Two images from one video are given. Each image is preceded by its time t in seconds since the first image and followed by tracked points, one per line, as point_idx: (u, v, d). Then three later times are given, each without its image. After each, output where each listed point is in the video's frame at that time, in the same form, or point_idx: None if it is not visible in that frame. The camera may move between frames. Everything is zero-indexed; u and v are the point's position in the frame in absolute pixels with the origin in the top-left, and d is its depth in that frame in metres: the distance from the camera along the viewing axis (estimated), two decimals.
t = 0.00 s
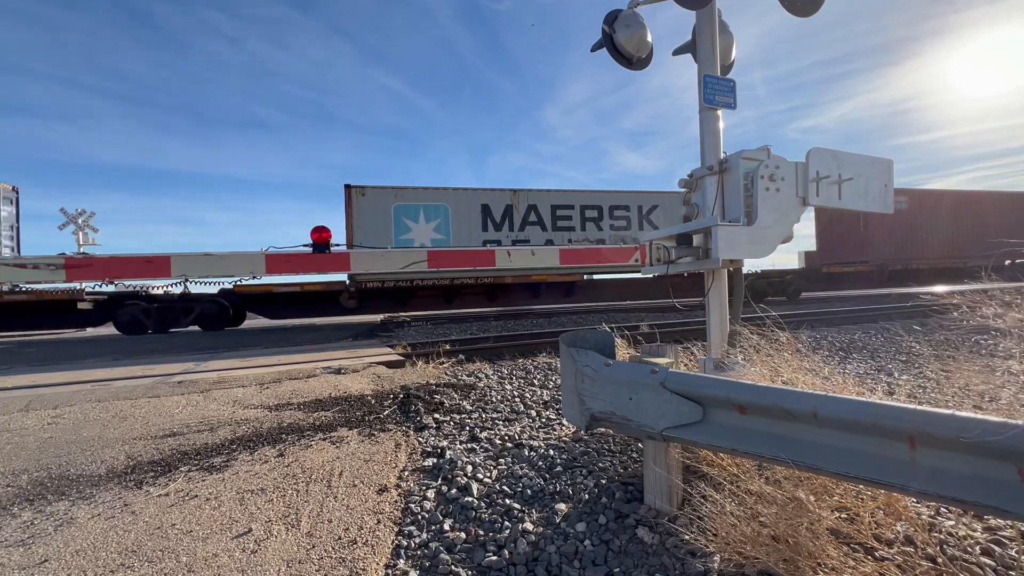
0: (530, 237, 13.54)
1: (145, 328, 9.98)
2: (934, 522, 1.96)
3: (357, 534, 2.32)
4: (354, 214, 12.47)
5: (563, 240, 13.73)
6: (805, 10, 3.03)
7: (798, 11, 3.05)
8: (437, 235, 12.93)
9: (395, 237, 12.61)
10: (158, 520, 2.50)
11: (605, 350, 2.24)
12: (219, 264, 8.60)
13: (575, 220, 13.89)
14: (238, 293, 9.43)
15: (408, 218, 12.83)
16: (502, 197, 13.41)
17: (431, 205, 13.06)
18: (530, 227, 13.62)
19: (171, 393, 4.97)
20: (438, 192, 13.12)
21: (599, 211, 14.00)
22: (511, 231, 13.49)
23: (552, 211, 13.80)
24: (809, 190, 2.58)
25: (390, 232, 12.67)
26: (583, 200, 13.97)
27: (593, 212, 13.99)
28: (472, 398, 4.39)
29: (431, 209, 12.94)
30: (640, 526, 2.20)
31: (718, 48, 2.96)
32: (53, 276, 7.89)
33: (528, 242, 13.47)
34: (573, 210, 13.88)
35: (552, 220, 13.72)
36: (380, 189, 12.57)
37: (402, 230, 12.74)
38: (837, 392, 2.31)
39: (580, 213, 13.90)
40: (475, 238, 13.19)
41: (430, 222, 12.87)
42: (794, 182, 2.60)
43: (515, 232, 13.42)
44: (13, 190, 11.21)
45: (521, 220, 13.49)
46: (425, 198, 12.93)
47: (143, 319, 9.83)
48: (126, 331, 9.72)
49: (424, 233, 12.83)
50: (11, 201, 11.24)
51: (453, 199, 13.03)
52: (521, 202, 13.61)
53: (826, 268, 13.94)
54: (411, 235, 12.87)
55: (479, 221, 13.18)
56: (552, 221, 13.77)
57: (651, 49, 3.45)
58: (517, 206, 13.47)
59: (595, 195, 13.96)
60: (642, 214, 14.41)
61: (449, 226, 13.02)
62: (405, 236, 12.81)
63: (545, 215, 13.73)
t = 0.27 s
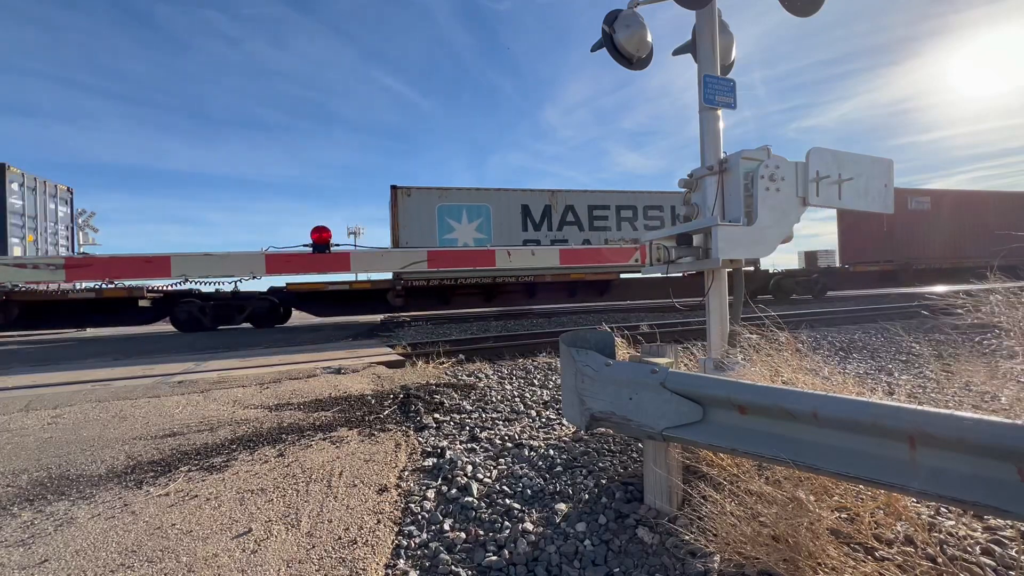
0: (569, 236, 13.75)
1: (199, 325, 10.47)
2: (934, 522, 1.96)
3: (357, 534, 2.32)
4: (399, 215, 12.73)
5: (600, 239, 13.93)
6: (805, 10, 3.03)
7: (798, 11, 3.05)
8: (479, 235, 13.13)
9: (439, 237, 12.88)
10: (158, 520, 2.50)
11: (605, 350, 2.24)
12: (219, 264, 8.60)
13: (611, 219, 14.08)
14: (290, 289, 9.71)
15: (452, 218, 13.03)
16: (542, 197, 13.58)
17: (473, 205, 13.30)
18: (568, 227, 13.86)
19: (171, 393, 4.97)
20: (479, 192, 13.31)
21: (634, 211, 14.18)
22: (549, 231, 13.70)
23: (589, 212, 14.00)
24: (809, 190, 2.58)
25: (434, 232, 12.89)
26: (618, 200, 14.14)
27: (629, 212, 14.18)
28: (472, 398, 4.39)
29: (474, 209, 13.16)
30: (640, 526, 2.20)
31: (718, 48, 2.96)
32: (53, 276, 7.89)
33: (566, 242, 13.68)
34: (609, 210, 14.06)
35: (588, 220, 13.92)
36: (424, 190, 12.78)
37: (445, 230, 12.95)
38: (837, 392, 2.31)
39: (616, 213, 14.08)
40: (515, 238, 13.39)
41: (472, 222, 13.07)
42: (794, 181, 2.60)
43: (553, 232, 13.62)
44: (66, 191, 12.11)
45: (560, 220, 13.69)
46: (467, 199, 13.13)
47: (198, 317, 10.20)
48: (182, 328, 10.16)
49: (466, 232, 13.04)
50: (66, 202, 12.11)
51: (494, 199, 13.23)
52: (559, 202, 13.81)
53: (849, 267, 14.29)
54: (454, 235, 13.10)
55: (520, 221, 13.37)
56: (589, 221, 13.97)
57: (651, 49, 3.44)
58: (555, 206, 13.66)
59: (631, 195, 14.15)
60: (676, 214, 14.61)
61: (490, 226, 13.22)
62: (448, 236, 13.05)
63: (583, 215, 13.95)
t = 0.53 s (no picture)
0: (606, 236, 13.88)
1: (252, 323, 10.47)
2: (934, 522, 1.96)
3: (357, 534, 2.32)
4: (443, 215, 12.89)
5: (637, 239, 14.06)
6: (805, 10, 3.03)
7: (797, 12, 3.05)
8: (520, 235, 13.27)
9: (481, 237, 13.03)
10: (158, 520, 2.50)
11: (605, 350, 2.24)
12: (219, 264, 8.60)
13: (646, 219, 14.21)
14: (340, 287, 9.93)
15: (493, 218, 13.19)
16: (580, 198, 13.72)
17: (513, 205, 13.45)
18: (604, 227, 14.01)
19: (170, 393, 4.97)
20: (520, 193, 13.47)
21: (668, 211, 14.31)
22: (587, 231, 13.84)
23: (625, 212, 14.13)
24: (809, 190, 2.58)
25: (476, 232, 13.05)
26: (654, 201, 14.29)
27: (664, 212, 14.31)
28: (472, 398, 4.38)
29: (513, 209, 13.35)
30: (640, 526, 2.20)
31: (718, 48, 2.96)
32: (53, 276, 7.89)
33: (603, 241, 13.81)
34: (645, 210, 14.20)
35: (625, 220, 14.04)
36: (467, 191, 12.93)
37: (487, 229, 13.11)
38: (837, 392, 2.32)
39: (652, 213, 14.22)
40: (554, 238, 13.52)
41: (513, 222, 13.22)
42: (795, 181, 2.60)
43: (592, 231, 13.75)
44: (116, 193, 13.03)
45: (597, 220, 13.83)
46: (508, 199, 13.31)
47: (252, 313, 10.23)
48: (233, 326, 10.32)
49: (508, 232, 13.18)
50: (118, 202, 13.17)
51: (535, 199, 13.38)
52: (596, 202, 13.94)
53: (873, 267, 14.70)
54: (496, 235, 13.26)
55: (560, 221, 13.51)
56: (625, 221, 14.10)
57: (651, 49, 3.44)
58: (592, 206, 13.76)
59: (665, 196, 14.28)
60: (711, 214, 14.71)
61: (530, 226, 13.36)
62: (490, 236, 13.20)
63: (618, 216, 14.05)
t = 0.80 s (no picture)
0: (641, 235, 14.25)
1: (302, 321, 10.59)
2: (935, 522, 1.96)
3: (357, 534, 2.32)
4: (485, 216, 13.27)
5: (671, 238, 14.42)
6: (805, 10, 3.03)
7: (797, 12, 3.04)
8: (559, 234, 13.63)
9: (523, 236, 13.48)
10: (158, 520, 2.50)
11: (605, 350, 2.24)
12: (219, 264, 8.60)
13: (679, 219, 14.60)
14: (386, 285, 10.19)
15: (533, 219, 13.59)
16: (615, 198, 14.13)
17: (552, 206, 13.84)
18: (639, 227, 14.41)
19: (170, 393, 4.97)
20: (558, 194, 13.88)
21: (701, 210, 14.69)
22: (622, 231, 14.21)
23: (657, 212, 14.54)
24: (809, 190, 2.58)
25: (517, 232, 13.43)
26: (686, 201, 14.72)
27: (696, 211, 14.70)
28: (472, 398, 4.38)
29: (553, 209, 13.77)
30: (640, 526, 2.20)
31: (718, 48, 2.96)
32: (53, 276, 7.88)
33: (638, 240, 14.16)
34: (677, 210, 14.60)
35: (658, 220, 14.45)
36: (508, 193, 13.35)
37: (528, 229, 13.49)
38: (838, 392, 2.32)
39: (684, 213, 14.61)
40: (591, 237, 13.87)
41: (553, 222, 13.60)
42: (795, 181, 2.60)
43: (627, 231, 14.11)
44: (169, 194, 13.10)
45: (631, 220, 14.22)
46: (548, 200, 13.72)
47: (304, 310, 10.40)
48: (285, 324, 10.44)
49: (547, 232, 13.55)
50: (169, 202, 13.21)
51: (572, 200, 13.78)
52: (630, 203, 14.34)
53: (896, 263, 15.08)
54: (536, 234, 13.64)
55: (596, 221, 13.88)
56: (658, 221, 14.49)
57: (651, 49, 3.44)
58: (627, 207, 14.20)
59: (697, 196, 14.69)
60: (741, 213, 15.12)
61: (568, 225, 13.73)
62: (530, 236, 13.58)
63: (652, 216, 14.53)
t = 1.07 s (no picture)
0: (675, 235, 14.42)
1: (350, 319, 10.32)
2: (935, 522, 1.96)
3: (357, 534, 2.32)
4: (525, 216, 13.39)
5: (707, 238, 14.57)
6: (805, 10, 3.03)
7: (796, 12, 3.04)
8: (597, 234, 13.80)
9: (562, 236, 13.59)
10: (158, 520, 2.50)
11: (605, 350, 2.24)
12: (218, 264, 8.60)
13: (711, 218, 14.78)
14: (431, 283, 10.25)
15: (571, 218, 13.74)
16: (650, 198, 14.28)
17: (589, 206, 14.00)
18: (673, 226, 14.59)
19: (170, 393, 4.97)
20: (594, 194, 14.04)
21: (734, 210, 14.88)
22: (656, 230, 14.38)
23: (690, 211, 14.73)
24: (809, 190, 2.58)
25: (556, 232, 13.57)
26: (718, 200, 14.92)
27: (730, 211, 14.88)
28: (472, 398, 4.39)
29: (590, 210, 13.93)
30: (640, 526, 2.20)
31: (718, 48, 2.96)
32: (52, 276, 7.88)
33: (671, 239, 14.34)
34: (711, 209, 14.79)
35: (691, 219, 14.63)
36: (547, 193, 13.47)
37: (567, 229, 13.64)
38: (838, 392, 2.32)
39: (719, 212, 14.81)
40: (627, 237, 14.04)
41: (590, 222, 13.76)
42: (794, 182, 2.60)
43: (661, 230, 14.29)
44: (218, 195, 13.08)
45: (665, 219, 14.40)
46: (585, 200, 13.87)
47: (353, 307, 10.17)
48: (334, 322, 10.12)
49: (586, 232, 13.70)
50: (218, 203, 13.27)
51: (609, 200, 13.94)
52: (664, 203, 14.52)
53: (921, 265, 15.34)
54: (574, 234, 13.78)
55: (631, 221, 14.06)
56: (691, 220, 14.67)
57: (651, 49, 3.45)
58: (661, 207, 14.38)
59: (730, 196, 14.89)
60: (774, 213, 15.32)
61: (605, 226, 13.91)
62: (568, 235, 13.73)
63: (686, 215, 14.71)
